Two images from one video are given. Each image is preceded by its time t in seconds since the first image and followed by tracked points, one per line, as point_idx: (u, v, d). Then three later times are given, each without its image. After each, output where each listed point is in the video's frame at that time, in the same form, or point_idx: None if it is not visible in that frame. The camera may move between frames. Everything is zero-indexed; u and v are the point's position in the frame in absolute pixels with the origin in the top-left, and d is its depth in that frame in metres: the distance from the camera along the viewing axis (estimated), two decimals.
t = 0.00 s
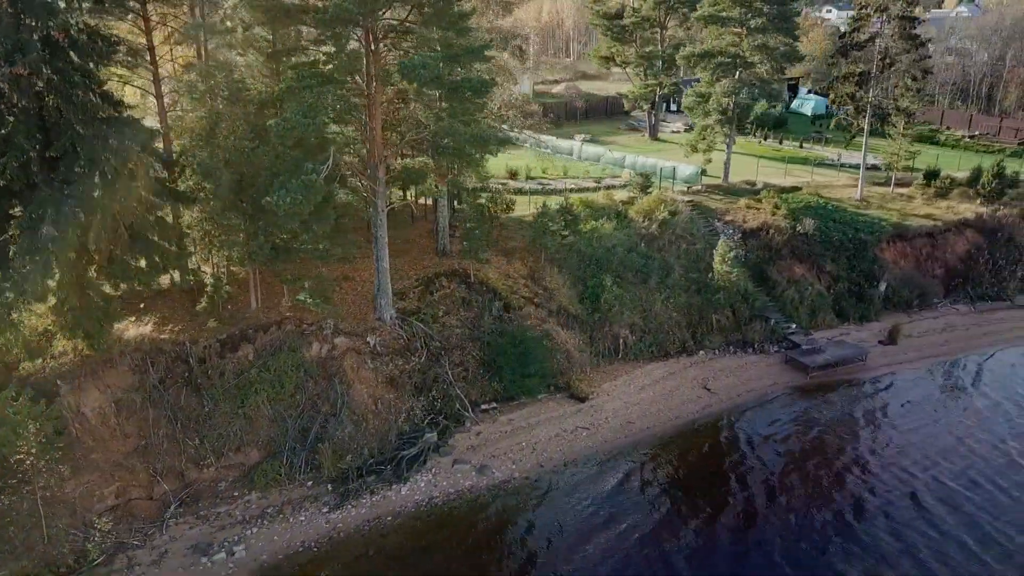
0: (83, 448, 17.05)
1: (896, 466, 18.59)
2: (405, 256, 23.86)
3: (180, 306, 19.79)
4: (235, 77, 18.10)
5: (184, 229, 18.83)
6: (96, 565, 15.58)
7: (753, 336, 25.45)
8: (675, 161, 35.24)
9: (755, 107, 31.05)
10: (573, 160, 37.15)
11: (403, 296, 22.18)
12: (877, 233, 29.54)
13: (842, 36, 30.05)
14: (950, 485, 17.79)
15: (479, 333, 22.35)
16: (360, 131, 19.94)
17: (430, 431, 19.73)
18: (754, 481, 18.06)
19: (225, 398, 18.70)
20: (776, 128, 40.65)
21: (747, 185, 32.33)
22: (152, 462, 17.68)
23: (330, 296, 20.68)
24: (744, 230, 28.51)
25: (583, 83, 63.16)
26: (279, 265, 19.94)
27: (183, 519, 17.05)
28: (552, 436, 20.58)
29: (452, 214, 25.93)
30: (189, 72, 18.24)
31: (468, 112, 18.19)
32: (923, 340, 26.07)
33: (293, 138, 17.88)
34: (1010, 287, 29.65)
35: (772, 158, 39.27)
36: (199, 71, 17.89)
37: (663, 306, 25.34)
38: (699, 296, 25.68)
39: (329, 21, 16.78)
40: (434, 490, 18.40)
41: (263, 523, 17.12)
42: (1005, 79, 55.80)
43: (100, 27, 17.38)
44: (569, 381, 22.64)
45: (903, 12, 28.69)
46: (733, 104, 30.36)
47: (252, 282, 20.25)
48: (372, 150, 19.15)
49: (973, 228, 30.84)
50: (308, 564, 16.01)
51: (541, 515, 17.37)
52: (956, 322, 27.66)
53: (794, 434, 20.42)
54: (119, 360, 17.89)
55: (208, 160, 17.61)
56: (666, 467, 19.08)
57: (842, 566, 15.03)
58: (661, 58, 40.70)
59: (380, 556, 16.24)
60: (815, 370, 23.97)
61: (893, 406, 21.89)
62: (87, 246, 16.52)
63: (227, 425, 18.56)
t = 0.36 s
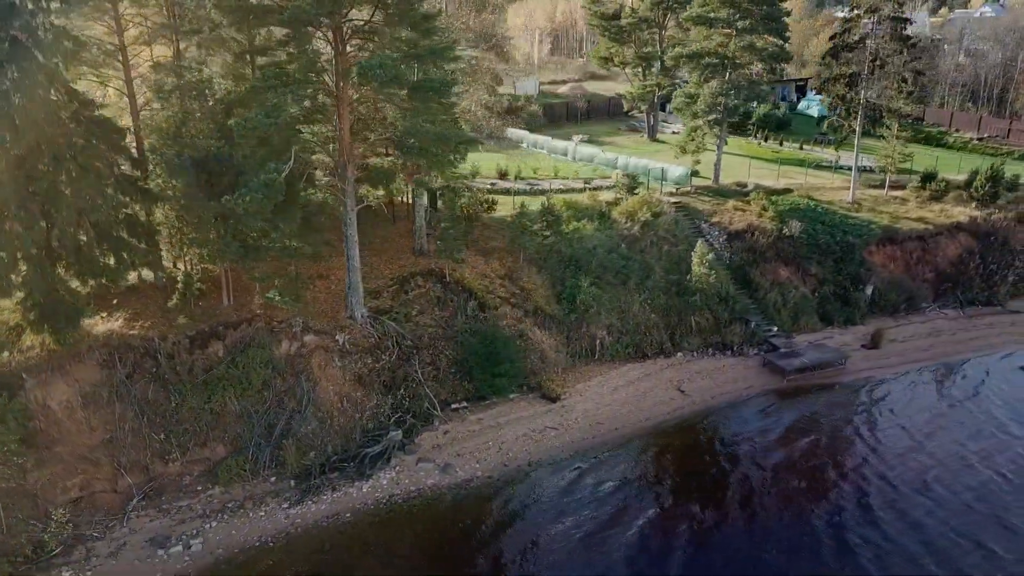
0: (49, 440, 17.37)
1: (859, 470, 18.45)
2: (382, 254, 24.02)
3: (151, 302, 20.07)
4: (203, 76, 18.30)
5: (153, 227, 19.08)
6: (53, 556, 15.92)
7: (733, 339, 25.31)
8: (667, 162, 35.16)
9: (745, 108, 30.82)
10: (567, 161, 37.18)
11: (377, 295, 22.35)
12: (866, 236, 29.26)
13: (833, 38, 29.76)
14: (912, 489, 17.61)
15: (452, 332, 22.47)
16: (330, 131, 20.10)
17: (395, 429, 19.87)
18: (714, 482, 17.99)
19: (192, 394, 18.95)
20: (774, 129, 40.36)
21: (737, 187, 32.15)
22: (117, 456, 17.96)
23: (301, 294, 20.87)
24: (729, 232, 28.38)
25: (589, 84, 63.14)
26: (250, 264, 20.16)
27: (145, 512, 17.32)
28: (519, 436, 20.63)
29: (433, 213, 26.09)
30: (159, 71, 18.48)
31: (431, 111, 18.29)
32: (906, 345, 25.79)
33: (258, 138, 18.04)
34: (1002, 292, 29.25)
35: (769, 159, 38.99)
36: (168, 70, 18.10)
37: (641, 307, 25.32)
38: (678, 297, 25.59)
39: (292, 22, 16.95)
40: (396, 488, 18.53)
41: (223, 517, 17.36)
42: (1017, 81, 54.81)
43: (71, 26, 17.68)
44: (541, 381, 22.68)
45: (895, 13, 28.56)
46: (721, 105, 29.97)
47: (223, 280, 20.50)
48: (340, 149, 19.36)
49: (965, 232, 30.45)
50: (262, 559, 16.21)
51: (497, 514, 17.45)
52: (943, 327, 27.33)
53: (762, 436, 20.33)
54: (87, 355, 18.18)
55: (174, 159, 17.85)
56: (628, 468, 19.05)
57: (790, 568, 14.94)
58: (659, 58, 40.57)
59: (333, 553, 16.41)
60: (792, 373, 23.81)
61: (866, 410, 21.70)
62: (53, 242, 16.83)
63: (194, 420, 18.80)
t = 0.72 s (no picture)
0: (15, 434, 17.72)
1: (820, 474, 18.33)
2: (359, 253, 24.21)
3: (124, 299, 20.43)
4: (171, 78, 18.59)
5: (125, 225, 19.42)
6: (12, 547, 16.24)
7: (710, 341, 25.20)
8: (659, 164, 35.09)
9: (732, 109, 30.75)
10: (560, 162, 37.20)
11: (349, 294, 22.55)
12: (852, 239, 29.02)
13: (820, 40, 29.68)
14: (871, 494, 17.45)
15: (424, 331, 22.63)
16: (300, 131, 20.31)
17: (360, 427, 20.06)
18: (672, 485, 17.99)
19: (159, 390, 19.25)
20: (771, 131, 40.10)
21: (726, 189, 32.01)
22: (82, 450, 18.27)
23: (272, 293, 21.12)
24: (713, 234, 28.29)
25: (596, 84, 63.09)
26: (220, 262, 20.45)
27: (107, 505, 17.61)
28: (486, 436, 20.73)
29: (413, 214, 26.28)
30: (129, 71, 18.80)
31: (394, 112, 18.43)
32: (887, 350, 25.55)
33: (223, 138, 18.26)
34: (991, 297, 28.87)
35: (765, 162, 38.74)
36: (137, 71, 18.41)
37: (618, 309, 25.32)
38: (656, 300, 25.56)
39: (253, 24, 17.17)
40: (357, 485, 18.70)
41: (183, 512, 17.61)
42: None
43: (43, 27, 18.03)
44: (512, 382, 22.76)
45: (884, 15, 28.53)
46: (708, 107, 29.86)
47: (195, 278, 20.80)
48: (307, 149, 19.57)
49: (956, 236, 30.13)
50: (217, 554, 16.43)
51: (453, 514, 17.56)
52: (927, 332, 27.03)
53: (727, 439, 20.28)
54: (55, 351, 18.54)
55: (142, 159, 18.18)
56: (590, 470, 19.09)
57: (735, 571, 14.90)
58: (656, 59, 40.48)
59: (287, 549, 16.60)
60: (767, 377, 23.68)
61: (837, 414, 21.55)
62: (19, 240, 17.19)
63: (160, 416, 19.09)
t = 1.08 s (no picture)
0: None
1: (777, 476, 18.24)
2: (334, 251, 24.47)
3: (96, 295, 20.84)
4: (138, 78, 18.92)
5: (95, 222, 19.81)
6: None
7: (685, 343, 25.17)
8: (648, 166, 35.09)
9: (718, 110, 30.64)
10: (552, 163, 37.30)
11: (320, 292, 22.80)
12: (836, 242, 28.81)
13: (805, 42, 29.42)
14: (824, 498, 17.38)
15: (394, 330, 22.83)
16: (268, 131, 20.58)
17: (323, 424, 20.30)
18: (627, 488, 18.02)
19: (126, 384, 19.62)
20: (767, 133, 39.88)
21: (713, 191, 31.92)
22: (48, 442, 18.66)
23: (242, 290, 21.43)
24: (694, 236, 28.24)
25: (601, 85, 63.02)
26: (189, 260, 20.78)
27: (69, 497, 17.99)
28: (449, 435, 20.89)
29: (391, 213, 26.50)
30: (99, 72, 19.17)
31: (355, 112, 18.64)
32: (865, 354, 25.34)
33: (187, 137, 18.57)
34: (978, 301, 28.51)
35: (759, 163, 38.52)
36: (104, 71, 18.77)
37: (593, 310, 25.36)
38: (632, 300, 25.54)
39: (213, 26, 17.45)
40: (316, 481, 18.94)
41: (142, 504, 17.94)
42: None
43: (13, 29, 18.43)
44: (482, 381, 22.88)
45: (869, 17, 28.17)
46: (692, 108, 29.78)
47: (166, 275, 21.16)
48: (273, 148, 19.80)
49: (944, 240, 29.82)
50: (170, 547, 16.73)
51: (406, 513, 17.73)
52: (908, 336, 26.76)
53: (690, 441, 20.28)
54: (24, 345, 18.97)
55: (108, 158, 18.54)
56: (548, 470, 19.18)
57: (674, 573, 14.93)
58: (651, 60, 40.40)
59: (240, 543, 16.86)
60: (739, 380, 23.61)
61: (804, 418, 21.44)
62: None
63: (126, 410, 19.45)
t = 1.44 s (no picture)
0: None
1: (731, 480, 18.23)
2: (309, 249, 24.73)
3: (69, 290, 21.25)
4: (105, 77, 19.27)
5: (65, 219, 20.21)
6: None
7: (658, 344, 25.17)
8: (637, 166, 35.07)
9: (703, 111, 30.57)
10: (542, 163, 37.37)
11: (292, 289, 23.09)
12: (818, 244, 28.63)
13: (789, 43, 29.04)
14: (776, 502, 17.36)
15: (363, 327, 23.03)
16: (236, 130, 20.82)
17: (286, 420, 20.54)
18: (580, 490, 18.09)
19: (94, 378, 19.98)
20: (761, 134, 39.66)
21: (698, 193, 31.86)
22: (15, 433, 19.05)
23: (212, 286, 21.75)
24: (673, 237, 28.20)
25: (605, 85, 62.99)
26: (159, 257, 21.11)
27: (32, 487, 18.36)
28: (412, 432, 21.06)
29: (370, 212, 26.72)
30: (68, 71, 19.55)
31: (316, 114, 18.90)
32: (840, 357, 25.18)
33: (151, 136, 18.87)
34: (962, 306, 28.21)
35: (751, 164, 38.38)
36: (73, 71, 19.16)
37: (567, 310, 25.41)
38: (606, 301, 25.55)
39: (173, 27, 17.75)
40: (275, 475, 19.18)
41: (103, 495, 18.27)
42: None
43: None
44: (449, 379, 23.01)
45: (853, 19, 27.92)
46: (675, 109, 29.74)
47: (137, 271, 21.52)
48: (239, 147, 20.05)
49: (929, 243, 29.57)
50: (126, 537, 17.02)
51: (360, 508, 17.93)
52: (887, 340, 26.53)
53: (650, 443, 20.30)
54: None
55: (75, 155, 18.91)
56: (504, 469, 19.30)
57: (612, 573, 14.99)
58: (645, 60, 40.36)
59: (193, 534, 17.10)
60: (708, 381, 23.55)
61: (769, 422, 21.36)
62: None
63: (93, 402, 19.81)
